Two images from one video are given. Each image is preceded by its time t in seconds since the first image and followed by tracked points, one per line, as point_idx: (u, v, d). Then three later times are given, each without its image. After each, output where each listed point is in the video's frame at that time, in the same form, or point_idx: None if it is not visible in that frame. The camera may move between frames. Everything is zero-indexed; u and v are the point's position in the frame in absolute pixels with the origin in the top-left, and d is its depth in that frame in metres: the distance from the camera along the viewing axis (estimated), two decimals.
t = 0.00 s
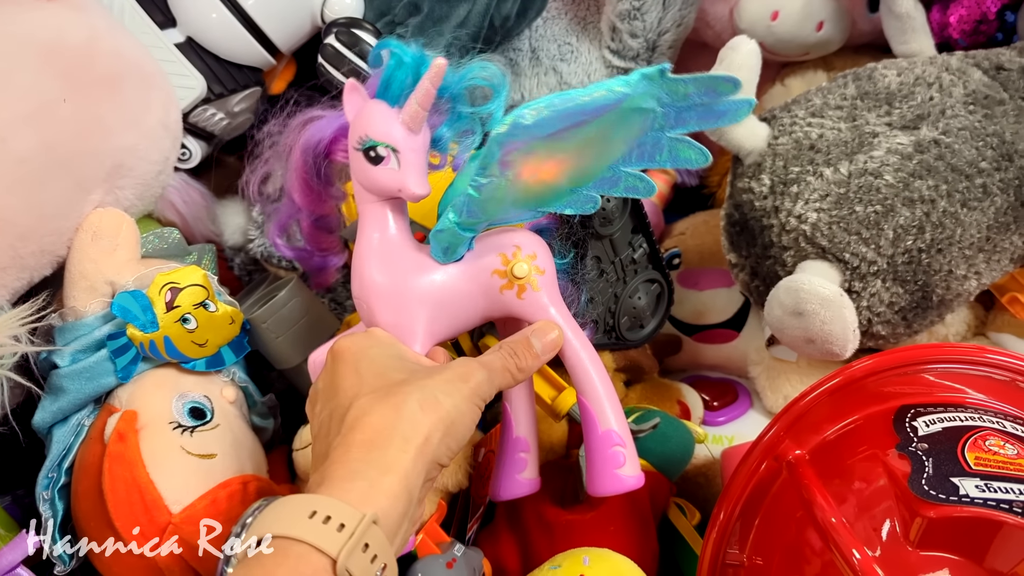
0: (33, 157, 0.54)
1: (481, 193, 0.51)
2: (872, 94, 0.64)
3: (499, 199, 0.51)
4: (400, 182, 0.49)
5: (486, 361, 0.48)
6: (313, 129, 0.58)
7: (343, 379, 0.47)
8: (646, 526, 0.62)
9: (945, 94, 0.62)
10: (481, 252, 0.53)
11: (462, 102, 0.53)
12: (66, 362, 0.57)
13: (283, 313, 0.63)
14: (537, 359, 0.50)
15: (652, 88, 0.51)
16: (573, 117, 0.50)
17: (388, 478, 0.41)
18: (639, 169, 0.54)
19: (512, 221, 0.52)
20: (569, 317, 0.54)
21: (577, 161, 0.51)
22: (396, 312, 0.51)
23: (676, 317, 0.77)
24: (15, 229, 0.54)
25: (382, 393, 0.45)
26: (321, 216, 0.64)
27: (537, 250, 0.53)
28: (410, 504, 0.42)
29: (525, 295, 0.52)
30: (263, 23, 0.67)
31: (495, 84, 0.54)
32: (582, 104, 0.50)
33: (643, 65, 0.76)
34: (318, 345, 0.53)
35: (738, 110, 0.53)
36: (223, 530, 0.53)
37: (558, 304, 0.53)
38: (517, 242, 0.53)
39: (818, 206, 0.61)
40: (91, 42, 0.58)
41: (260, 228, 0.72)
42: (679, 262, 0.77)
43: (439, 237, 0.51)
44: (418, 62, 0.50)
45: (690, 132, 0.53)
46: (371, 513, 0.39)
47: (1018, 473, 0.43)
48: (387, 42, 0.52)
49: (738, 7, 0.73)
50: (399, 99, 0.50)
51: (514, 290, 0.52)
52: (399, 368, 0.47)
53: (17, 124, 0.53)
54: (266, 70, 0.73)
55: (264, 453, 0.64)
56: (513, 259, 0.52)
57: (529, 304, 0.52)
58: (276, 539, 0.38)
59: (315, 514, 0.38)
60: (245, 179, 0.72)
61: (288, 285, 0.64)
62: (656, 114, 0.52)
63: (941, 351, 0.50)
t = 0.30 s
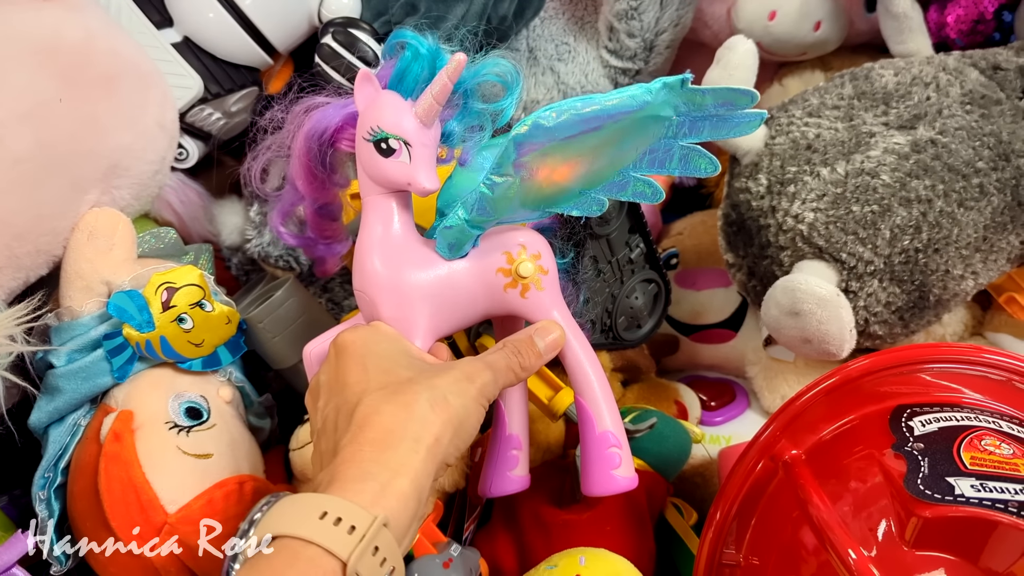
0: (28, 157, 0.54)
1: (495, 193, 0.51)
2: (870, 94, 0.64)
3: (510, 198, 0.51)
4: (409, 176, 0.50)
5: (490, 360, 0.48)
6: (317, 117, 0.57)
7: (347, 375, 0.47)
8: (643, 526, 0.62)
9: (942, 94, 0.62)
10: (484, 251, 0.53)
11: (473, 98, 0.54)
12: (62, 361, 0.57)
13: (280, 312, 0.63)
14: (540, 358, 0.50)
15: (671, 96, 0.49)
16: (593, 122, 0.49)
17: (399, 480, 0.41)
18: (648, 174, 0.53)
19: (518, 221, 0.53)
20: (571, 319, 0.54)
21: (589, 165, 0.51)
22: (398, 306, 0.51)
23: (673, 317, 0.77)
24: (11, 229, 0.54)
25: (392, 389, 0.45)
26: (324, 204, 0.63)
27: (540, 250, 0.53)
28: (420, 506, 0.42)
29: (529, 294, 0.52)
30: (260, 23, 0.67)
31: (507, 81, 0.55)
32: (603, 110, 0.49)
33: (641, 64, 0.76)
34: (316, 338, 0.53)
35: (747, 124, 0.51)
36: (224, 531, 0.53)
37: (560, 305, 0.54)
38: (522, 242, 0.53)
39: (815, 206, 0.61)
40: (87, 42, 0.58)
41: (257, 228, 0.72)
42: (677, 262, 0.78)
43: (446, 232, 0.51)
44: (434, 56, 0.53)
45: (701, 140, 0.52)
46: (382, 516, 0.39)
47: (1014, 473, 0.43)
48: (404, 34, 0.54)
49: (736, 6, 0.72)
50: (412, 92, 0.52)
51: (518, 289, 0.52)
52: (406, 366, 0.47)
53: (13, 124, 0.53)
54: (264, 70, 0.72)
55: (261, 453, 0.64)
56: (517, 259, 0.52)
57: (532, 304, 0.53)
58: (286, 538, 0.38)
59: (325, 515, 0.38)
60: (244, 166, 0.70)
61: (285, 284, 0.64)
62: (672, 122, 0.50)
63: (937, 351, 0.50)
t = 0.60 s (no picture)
0: (26, 160, 0.54)
1: (494, 192, 0.51)
2: (870, 96, 0.64)
3: (508, 199, 0.51)
4: (409, 179, 0.50)
5: (489, 364, 0.48)
6: (318, 122, 0.58)
7: (347, 377, 0.47)
8: (642, 529, 0.62)
9: (942, 96, 0.61)
10: (485, 254, 0.52)
11: (472, 102, 0.54)
12: (61, 364, 0.57)
13: (279, 315, 0.62)
14: (540, 361, 0.50)
15: (667, 95, 0.49)
16: (589, 121, 0.49)
17: (399, 482, 0.41)
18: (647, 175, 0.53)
19: (517, 222, 0.53)
20: (571, 322, 0.54)
21: (586, 165, 0.51)
22: (399, 309, 0.51)
23: (673, 319, 0.77)
24: (9, 231, 0.54)
25: (391, 391, 0.45)
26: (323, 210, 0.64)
27: (540, 254, 0.53)
28: (418, 508, 0.41)
29: (528, 297, 0.52)
30: (259, 25, 0.67)
31: (507, 85, 0.55)
32: (599, 108, 0.49)
33: (640, 66, 0.76)
34: (317, 342, 0.53)
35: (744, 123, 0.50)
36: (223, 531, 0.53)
37: (559, 308, 0.53)
38: (522, 245, 0.53)
39: (815, 208, 0.61)
40: (86, 44, 0.58)
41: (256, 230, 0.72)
42: (677, 264, 0.77)
43: (445, 234, 0.51)
44: (434, 60, 0.53)
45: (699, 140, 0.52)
46: (381, 518, 0.39)
47: (1014, 476, 0.42)
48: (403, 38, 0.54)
49: (735, 8, 0.72)
50: (412, 95, 0.52)
51: (518, 292, 0.52)
52: (405, 368, 0.47)
53: (11, 126, 0.52)
54: (263, 72, 0.73)
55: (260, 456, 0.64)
56: (517, 261, 0.52)
57: (531, 307, 0.52)
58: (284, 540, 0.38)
59: (324, 517, 0.38)
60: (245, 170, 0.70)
61: (284, 287, 0.63)
62: (669, 121, 0.50)
63: (938, 354, 0.50)
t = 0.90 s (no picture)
0: (24, 163, 0.53)
1: (480, 177, 0.51)
2: (871, 98, 0.63)
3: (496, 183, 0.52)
4: (406, 184, 0.49)
5: (483, 369, 0.47)
6: (321, 135, 0.58)
7: (340, 374, 0.47)
8: (643, 533, 0.62)
9: (944, 98, 0.61)
10: (483, 258, 0.52)
11: (468, 110, 0.54)
12: (58, 368, 0.57)
13: (278, 318, 0.62)
14: (535, 371, 0.49)
15: (639, 70, 0.51)
16: (567, 99, 0.51)
17: (383, 471, 0.40)
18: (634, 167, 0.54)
19: (512, 223, 0.53)
20: (569, 324, 0.54)
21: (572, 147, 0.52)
22: (399, 312, 0.50)
23: (674, 322, 0.77)
24: (6, 235, 0.54)
25: (382, 385, 0.44)
26: (322, 223, 0.64)
27: (537, 257, 0.53)
28: (404, 497, 0.41)
29: (526, 299, 0.52)
30: (258, 27, 0.66)
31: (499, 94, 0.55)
32: (575, 88, 0.50)
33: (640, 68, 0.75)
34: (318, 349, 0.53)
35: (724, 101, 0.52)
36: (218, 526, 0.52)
37: (556, 310, 0.53)
38: (520, 248, 0.53)
39: (816, 211, 0.61)
40: (84, 47, 0.57)
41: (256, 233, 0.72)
42: (677, 267, 0.76)
43: (442, 234, 0.51)
44: (429, 70, 0.52)
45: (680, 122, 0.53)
46: (365, 507, 0.39)
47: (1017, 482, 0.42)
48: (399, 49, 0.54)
49: (736, 10, 0.72)
50: (408, 104, 0.52)
51: (515, 295, 0.52)
52: (398, 363, 0.47)
53: (9, 129, 0.52)
54: (262, 74, 0.72)
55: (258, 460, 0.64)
56: (514, 264, 0.52)
57: (529, 309, 0.52)
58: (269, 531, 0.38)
59: (308, 507, 0.38)
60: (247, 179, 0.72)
61: (284, 290, 0.63)
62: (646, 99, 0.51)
63: (941, 358, 0.50)
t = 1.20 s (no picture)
0: (18, 165, 0.53)
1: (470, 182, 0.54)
2: (871, 100, 0.63)
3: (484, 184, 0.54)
4: (410, 203, 0.50)
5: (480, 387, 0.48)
6: (330, 163, 0.64)
7: (337, 377, 0.46)
8: (643, 537, 0.62)
9: (945, 100, 0.61)
10: (483, 276, 0.53)
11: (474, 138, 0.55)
12: (55, 371, 0.56)
13: (276, 322, 0.61)
14: (525, 401, 0.49)
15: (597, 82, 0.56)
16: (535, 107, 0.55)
17: (366, 464, 0.40)
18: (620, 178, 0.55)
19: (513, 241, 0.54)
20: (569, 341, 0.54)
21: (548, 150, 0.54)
22: (401, 327, 0.50)
23: (673, 324, 0.77)
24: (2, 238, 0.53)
25: (376, 387, 0.44)
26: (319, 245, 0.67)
27: (537, 273, 0.53)
28: (387, 494, 0.40)
29: (526, 315, 0.52)
30: (255, 28, 0.66)
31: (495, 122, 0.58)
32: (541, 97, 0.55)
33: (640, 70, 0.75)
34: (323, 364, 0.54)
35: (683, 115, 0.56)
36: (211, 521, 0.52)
37: (555, 326, 0.53)
38: (519, 265, 0.53)
39: (816, 214, 0.60)
40: (79, 48, 0.57)
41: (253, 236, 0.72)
42: (678, 269, 0.77)
43: (444, 243, 0.53)
44: (434, 96, 0.53)
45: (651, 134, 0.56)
46: (348, 500, 0.38)
47: (1018, 487, 0.42)
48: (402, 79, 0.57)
49: (736, 11, 0.72)
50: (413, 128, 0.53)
51: (515, 310, 0.52)
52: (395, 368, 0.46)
53: (4, 131, 0.52)
54: (260, 77, 0.72)
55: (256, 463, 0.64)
56: (514, 280, 0.52)
57: (528, 325, 0.52)
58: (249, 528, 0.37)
59: (290, 501, 0.37)
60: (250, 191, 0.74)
61: (282, 293, 0.63)
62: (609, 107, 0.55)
63: (941, 362, 0.49)
